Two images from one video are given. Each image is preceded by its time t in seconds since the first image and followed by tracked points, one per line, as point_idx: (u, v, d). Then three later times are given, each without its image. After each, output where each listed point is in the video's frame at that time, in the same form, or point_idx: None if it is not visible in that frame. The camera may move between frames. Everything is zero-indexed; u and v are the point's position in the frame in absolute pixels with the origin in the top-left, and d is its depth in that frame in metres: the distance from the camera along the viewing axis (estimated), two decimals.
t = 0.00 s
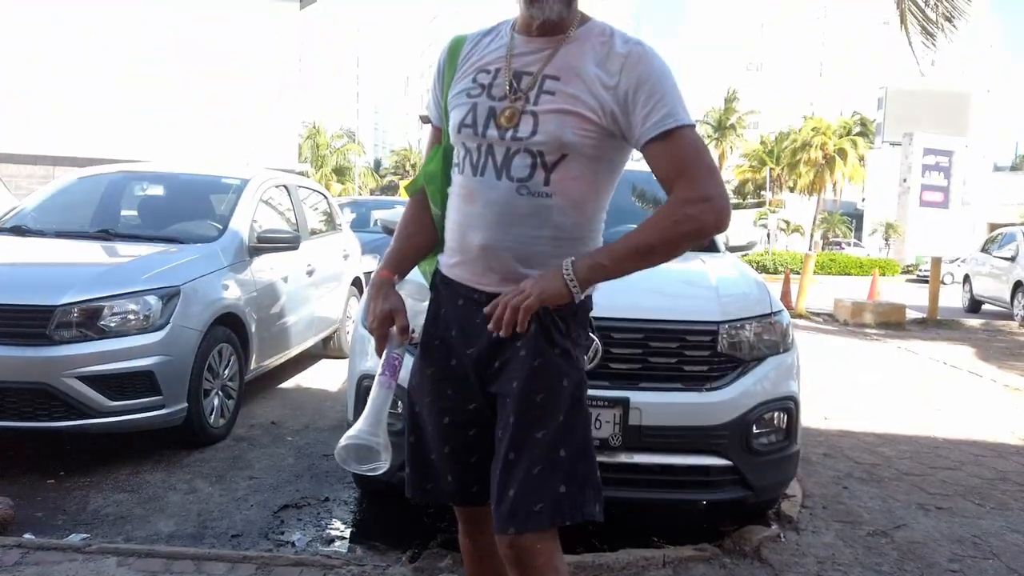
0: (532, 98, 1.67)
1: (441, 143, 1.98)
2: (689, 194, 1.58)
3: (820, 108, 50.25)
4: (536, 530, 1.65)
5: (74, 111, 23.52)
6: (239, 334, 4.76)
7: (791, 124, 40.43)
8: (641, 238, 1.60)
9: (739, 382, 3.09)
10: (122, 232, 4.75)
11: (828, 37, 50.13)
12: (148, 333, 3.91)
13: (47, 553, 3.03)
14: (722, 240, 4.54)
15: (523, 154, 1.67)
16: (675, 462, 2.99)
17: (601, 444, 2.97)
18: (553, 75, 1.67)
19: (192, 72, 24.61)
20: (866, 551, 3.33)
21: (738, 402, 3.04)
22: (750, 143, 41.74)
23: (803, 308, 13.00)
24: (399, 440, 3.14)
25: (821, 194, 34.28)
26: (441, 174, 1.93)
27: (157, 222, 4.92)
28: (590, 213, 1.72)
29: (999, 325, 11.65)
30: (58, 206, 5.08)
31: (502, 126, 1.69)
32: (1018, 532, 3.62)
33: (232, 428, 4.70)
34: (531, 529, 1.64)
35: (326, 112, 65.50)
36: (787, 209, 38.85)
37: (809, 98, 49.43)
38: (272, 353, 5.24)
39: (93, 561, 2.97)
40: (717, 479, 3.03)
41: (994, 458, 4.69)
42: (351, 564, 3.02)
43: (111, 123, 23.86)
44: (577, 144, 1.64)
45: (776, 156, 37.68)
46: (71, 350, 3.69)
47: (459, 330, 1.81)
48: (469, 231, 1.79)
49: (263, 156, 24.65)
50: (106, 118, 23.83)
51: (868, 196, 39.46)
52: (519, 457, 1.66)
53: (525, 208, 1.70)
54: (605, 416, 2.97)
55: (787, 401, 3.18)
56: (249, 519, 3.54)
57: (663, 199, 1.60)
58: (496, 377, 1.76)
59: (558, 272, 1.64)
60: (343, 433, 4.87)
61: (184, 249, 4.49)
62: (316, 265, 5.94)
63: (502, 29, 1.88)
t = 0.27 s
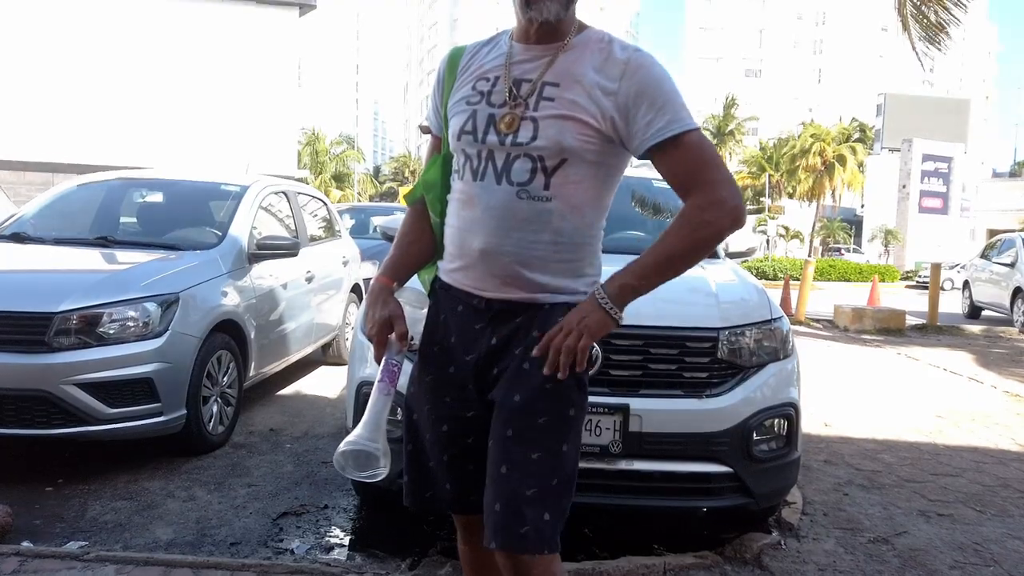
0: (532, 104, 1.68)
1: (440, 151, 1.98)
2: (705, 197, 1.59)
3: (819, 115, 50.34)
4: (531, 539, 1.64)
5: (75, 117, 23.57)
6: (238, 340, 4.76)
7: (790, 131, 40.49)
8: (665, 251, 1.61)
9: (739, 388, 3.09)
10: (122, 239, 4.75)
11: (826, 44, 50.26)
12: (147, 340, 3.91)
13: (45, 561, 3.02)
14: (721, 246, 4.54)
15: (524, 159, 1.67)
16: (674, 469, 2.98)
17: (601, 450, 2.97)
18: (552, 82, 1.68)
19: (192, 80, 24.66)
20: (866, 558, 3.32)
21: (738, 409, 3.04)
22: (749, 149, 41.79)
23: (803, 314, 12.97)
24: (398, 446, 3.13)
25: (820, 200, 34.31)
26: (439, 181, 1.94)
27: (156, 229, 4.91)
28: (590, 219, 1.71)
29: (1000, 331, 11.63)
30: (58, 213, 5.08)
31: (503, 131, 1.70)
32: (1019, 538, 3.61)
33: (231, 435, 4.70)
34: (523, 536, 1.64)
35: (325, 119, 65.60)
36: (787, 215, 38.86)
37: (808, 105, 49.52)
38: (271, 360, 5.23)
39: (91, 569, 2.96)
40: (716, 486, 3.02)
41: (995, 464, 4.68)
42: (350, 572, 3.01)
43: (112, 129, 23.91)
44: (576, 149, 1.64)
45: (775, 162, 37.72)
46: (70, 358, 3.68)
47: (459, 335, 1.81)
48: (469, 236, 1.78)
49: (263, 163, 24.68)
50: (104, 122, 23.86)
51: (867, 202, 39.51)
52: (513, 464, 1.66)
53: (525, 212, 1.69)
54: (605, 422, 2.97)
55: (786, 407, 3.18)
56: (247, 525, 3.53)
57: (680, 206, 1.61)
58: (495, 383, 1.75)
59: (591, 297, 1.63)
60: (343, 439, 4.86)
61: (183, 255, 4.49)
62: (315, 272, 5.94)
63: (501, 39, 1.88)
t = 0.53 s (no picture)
0: (532, 108, 1.67)
1: (437, 158, 1.97)
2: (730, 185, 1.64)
3: (819, 119, 50.36)
4: (535, 544, 1.62)
5: (75, 123, 23.60)
6: (238, 345, 4.74)
7: (790, 135, 40.48)
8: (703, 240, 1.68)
9: (741, 393, 3.07)
10: (120, 244, 4.74)
11: (826, 48, 50.30)
12: (146, 345, 3.88)
13: (43, 568, 2.99)
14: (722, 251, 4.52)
15: (526, 163, 1.66)
16: (676, 474, 2.96)
17: (602, 456, 2.95)
18: (553, 86, 1.67)
19: (193, 85, 24.68)
20: (870, 564, 3.29)
21: (740, 413, 3.02)
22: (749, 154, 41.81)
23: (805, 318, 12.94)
24: (399, 452, 3.12)
25: (822, 205, 34.29)
26: (437, 189, 1.92)
27: (156, 235, 4.90)
28: (592, 222, 1.70)
29: (1002, 336, 11.60)
30: (57, 219, 5.06)
31: (503, 136, 1.68)
32: None
33: (230, 440, 4.68)
34: (526, 543, 1.61)
35: (326, 125, 65.67)
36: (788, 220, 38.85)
37: (809, 109, 49.55)
38: (271, 366, 5.21)
39: None
40: (719, 491, 2.99)
41: (998, 470, 4.65)
42: None
43: (113, 135, 23.93)
44: (580, 151, 1.63)
45: (776, 167, 37.71)
46: (68, 364, 3.67)
47: (459, 341, 1.79)
48: (470, 241, 1.77)
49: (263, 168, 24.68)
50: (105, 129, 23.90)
51: (868, 207, 39.43)
52: (516, 470, 1.63)
53: (527, 217, 1.68)
54: (606, 428, 2.95)
55: (789, 412, 3.16)
56: (246, 533, 3.51)
57: (708, 198, 1.66)
58: (497, 388, 1.74)
59: (635, 290, 1.70)
60: (342, 445, 4.84)
61: (183, 261, 4.47)
62: (315, 277, 5.92)
63: (499, 45, 1.87)
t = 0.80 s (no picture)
0: (536, 117, 1.67)
1: (437, 165, 1.97)
2: (714, 194, 1.62)
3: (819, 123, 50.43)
4: (541, 549, 1.60)
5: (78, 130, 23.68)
6: (238, 352, 4.73)
7: (791, 139, 40.54)
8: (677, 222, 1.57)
9: (743, 397, 3.06)
10: (121, 251, 4.74)
11: (826, 52, 50.37)
12: (147, 352, 3.88)
13: None
14: (722, 254, 4.52)
15: (530, 171, 1.66)
16: (680, 479, 2.95)
17: (603, 461, 2.94)
18: (555, 95, 1.68)
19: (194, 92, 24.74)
20: (873, 568, 3.28)
21: (741, 417, 3.01)
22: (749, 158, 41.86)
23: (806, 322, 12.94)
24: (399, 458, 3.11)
25: (822, 208, 34.31)
26: (437, 195, 1.92)
27: (156, 241, 4.90)
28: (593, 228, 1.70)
29: (1003, 338, 11.60)
30: (57, 225, 5.06)
31: (507, 144, 1.68)
32: None
33: (231, 447, 4.67)
34: (535, 547, 1.60)
35: (326, 130, 65.86)
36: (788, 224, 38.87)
37: (808, 113, 49.60)
38: (271, 372, 5.20)
39: None
40: (721, 496, 2.98)
41: (1000, 473, 4.64)
42: None
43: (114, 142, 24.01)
44: (582, 160, 1.64)
45: (776, 171, 37.75)
46: (68, 372, 3.66)
47: (459, 347, 1.79)
48: (471, 246, 1.77)
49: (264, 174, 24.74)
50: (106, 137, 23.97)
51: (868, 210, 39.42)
52: (521, 474, 1.63)
53: (529, 224, 1.68)
54: (607, 433, 2.94)
55: (790, 416, 3.15)
56: (247, 539, 3.50)
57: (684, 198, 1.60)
58: (498, 394, 1.73)
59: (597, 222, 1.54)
60: (343, 451, 4.83)
61: (183, 267, 4.47)
62: (315, 283, 5.92)
63: (500, 51, 1.87)
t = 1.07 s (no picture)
0: (535, 128, 1.68)
1: (438, 175, 1.98)
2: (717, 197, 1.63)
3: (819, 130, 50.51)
4: (539, 560, 1.61)
5: (81, 144, 23.87)
6: (240, 363, 4.74)
7: (791, 146, 40.63)
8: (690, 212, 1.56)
9: (745, 405, 3.06)
10: (123, 264, 4.75)
11: (825, 59, 50.51)
12: (150, 364, 3.89)
13: None
14: (723, 262, 4.53)
15: (528, 181, 1.67)
16: (681, 486, 2.94)
17: (606, 470, 2.94)
18: (555, 105, 1.68)
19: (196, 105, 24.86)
20: None
21: (744, 425, 3.01)
22: (750, 166, 41.92)
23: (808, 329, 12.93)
24: (401, 468, 3.10)
25: (822, 215, 34.36)
26: (438, 205, 1.92)
27: (159, 254, 4.91)
28: (590, 239, 1.70)
29: (1006, 344, 11.58)
30: (60, 239, 5.07)
31: (506, 155, 1.69)
32: None
33: (234, 458, 4.67)
34: (532, 557, 1.61)
35: (327, 141, 66.11)
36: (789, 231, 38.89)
37: (808, 120, 49.69)
38: (274, 384, 5.21)
39: None
40: (724, 504, 2.97)
41: (1005, 479, 4.63)
42: None
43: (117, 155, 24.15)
44: (580, 171, 1.64)
45: (777, 178, 37.83)
46: (71, 384, 3.67)
47: (458, 357, 1.79)
48: (470, 255, 1.77)
49: (266, 186, 24.85)
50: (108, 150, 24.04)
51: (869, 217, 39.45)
52: (517, 485, 1.64)
53: (527, 235, 1.68)
54: (610, 442, 2.94)
55: (793, 424, 3.15)
56: (250, 551, 3.49)
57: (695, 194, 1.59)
58: (495, 403, 1.73)
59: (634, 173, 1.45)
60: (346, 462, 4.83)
61: (186, 279, 4.48)
62: (317, 294, 5.93)
63: (502, 63, 1.89)
